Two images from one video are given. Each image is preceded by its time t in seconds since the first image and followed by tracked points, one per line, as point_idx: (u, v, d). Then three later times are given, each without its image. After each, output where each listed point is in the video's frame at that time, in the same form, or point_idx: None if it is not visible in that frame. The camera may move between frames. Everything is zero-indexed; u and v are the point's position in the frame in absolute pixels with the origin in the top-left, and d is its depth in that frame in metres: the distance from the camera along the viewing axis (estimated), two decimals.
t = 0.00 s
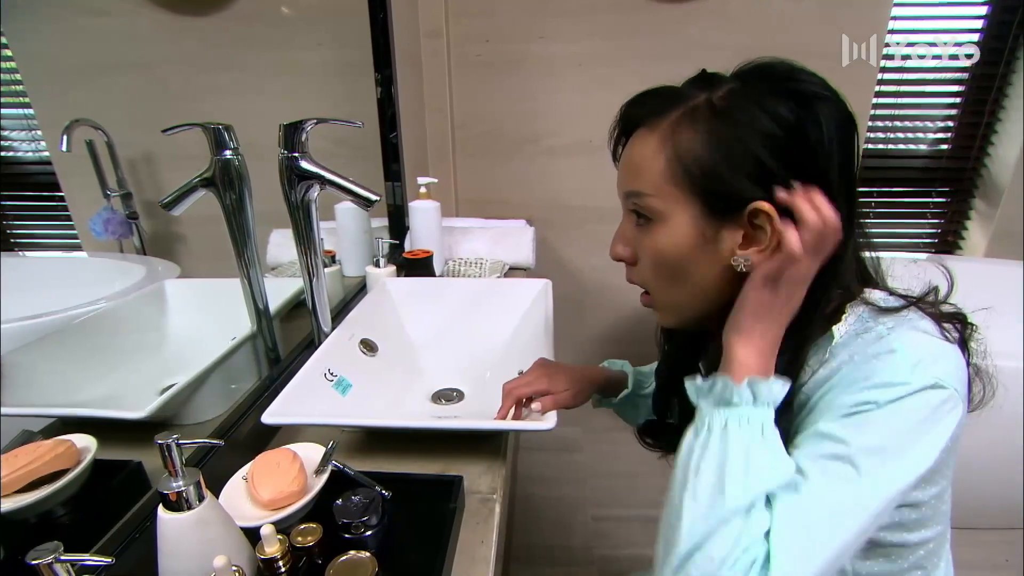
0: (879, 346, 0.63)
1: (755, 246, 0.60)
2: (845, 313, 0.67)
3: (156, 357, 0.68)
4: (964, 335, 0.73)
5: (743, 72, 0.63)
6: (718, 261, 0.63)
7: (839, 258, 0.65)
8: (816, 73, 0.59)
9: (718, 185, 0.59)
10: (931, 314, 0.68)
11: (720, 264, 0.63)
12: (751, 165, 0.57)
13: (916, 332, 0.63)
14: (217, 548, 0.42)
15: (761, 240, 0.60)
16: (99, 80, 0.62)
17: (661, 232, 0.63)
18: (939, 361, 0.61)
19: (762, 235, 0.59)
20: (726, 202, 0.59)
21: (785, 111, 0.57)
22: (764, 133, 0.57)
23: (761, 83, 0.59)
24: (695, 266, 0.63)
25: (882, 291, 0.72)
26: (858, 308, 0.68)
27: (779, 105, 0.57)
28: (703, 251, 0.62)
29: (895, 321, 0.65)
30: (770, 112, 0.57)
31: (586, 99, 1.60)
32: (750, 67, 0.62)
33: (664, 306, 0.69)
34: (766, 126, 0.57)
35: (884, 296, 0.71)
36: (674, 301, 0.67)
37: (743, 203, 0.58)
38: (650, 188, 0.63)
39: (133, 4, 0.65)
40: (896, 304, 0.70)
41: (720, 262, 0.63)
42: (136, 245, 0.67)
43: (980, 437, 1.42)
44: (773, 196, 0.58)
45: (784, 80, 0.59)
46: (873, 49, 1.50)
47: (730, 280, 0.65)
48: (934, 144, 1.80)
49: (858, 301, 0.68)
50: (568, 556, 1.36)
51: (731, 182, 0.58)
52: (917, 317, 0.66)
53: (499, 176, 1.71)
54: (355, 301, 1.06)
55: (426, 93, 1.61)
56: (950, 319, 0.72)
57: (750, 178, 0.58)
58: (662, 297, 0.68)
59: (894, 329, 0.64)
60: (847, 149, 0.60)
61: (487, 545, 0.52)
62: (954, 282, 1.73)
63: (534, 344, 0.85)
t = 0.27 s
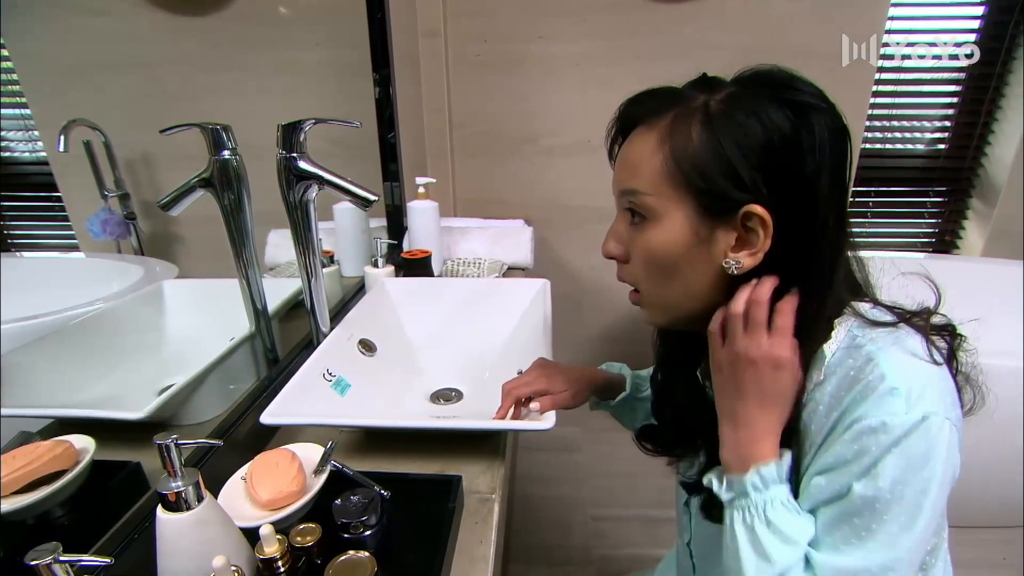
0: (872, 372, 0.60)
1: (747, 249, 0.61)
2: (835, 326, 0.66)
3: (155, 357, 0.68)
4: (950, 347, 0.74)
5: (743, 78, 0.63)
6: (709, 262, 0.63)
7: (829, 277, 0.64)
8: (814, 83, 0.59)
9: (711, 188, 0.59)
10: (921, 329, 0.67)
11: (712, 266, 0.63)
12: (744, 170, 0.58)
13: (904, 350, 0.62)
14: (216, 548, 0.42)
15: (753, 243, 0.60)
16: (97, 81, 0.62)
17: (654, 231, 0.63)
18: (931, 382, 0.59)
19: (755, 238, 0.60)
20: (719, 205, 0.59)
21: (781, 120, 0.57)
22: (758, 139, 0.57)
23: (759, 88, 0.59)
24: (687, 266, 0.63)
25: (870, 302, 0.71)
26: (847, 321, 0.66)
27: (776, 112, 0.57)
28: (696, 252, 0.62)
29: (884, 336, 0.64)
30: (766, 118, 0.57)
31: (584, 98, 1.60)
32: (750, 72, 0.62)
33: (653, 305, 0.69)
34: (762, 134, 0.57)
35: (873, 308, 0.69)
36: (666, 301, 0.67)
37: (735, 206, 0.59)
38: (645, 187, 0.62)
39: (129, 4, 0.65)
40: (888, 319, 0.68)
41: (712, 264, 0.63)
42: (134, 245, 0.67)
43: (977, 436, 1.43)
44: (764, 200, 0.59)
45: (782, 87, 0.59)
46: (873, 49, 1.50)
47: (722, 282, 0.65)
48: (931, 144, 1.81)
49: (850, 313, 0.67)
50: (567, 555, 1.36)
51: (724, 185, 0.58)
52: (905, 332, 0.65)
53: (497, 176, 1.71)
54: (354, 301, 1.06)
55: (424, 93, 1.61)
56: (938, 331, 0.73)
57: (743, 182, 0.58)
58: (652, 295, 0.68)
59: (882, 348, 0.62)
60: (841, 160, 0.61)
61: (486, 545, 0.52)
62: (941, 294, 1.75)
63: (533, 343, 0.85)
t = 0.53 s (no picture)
0: (858, 382, 0.60)
1: (741, 251, 0.61)
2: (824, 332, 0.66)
3: (154, 358, 0.68)
4: (940, 355, 0.74)
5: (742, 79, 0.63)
6: (705, 263, 0.63)
7: (828, 281, 0.63)
8: (811, 87, 0.59)
9: (706, 190, 0.59)
10: (909, 335, 0.67)
11: (707, 266, 0.63)
12: (739, 174, 0.58)
13: (890, 356, 0.62)
14: (215, 548, 0.42)
15: (749, 245, 0.60)
16: (95, 81, 0.61)
17: (649, 232, 0.63)
18: (915, 386, 0.59)
19: (750, 240, 0.60)
20: (715, 207, 0.59)
21: (778, 121, 0.57)
22: (755, 142, 0.57)
23: (757, 90, 0.59)
24: (682, 267, 0.64)
25: (859, 305, 0.71)
26: (835, 326, 0.67)
27: (773, 115, 0.57)
28: (691, 252, 0.62)
29: (871, 342, 0.64)
30: (764, 120, 0.57)
31: (582, 98, 1.60)
32: (749, 74, 0.62)
33: (646, 304, 0.69)
34: (758, 136, 0.57)
35: (859, 312, 0.71)
36: (661, 300, 0.67)
37: (731, 208, 0.59)
38: (641, 187, 0.63)
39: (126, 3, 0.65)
40: (878, 325, 0.69)
41: (707, 265, 0.63)
42: (132, 245, 0.67)
43: (975, 435, 1.43)
44: (759, 203, 0.59)
45: (779, 90, 0.59)
46: (872, 49, 1.50)
47: (716, 281, 0.65)
48: (929, 144, 1.81)
49: (839, 317, 0.67)
50: (566, 555, 1.36)
51: (719, 188, 0.58)
52: (891, 339, 0.65)
53: (495, 176, 1.71)
54: (352, 301, 1.06)
55: (422, 93, 1.61)
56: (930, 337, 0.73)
57: (738, 185, 0.58)
58: (647, 295, 0.68)
59: (868, 356, 0.62)
60: (837, 163, 0.61)
61: (485, 544, 0.52)
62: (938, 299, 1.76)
63: (531, 343, 0.85)
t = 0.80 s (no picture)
0: (852, 379, 0.60)
1: (737, 250, 0.61)
2: (819, 326, 0.65)
3: (152, 359, 0.68)
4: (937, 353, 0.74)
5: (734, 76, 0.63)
6: (700, 263, 0.63)
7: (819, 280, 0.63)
8: (803, 84, 0.58)
9: (700, 191, 0.59)
10: (903, 334, 0.67)
11: (703, 266, 0.63)
12: (733, 174, 0.58)
13: (884, 354, 0.62)
14: (214, 547, 0.42)
15: (745, 244, 0.60)
16: (93, 81, 0.61)
17: (645, 233, 0.63)
18: (911, 384, 0.59)
19: (746, 240, 0.60)
20: (710, 207, 0.59)
21: (769, 119, 0.57)
22: (747, 141, 0.57)
23: (749, 88, 0.59)
24: (678, 267, 0.64)
25: (850, 304, 0.69)
26: (830, 322, 0.66)
27: (765, 112, 0.57)
28: (687, 252, 0.62)
29: (866, 339, 0.63)
30: (756, 118, 0.57)
31: (581, 98, 1.60)
32: (740, 71, 0.62)
33: (643, 303, 0.69)
34: (750, 135, 0.57)
35: (854, 310, 0.68)
36: (658, 300, 0.67)
37: (726, 207, 0.59)
38: (635, 188, 0.63)
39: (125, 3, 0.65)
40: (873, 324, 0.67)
41: (703, 264, 0.63)
42: (131, 245, 0.67)
43: (974, 434, 1.43)
44: (754, 202, 0.59)
45: (770, 87, 0.58)
46: (872, 49, 1.50)
47: (712, 281, 0.65)
48: (929, 143, 1.81)
49: (832, 315, 0.66)
50: (565, 555, 1.36)
51: (713, 188, 0.58)
52: (884, 337, 0.65)
53: (495, 176, 1.71)
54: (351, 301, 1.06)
55: (421, 93, 1.61)
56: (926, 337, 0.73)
57: (731, 185, 0.58)
58: (644, 295, 0.68)
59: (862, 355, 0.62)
60: (829, 161, 0.60)
61: (485, 543, 0.52)
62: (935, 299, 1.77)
63: (530, 343, 0.85)
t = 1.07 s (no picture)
0: (848, 368, 0.60)
1: (736, 240, 0.61)
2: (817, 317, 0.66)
3: (149, 356, 0.68)
4: (936, 349, 0.74)
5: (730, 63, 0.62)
6: (698, 253, 0.63)
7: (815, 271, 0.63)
8: (799, 70, 0.58)
9: (698, 179, 0.59)
10: (901, 324, 0.66)
11: (702, 256, 0.63)
12: (730, 162, 0.58)
13: (881, 344, 0.62)
14: (211, 546, 0.42)
15: (743, 233, 0.60)
16: (89, 79, 0.61)
17: (643, 224, 0.63)
18: (908, 374, 0.59)
19: (744, 228, 0.60)
20: (708, 196, 0.59)
21: (765, 106, 0.57)
22: (744, 129, 0.57)
23: (745, 75, 0.59)
24: (676, 257, 0.64)
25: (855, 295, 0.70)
26: (827, 313, 0.66)
27: (761, 99, 0.57)
28: (685, 242, 0.63)
29: (862, 329, 0.63)
30: (753, 106, 0.57)
31: (579, 96, 1.60)
32: (736, 58, 0.62)
33: (641, 294, 0.69)
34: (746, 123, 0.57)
35: (852, 301, 0.68)
36: (656, 290, 0.68)
37: (723, 197, 0.59)
38: (633, 179, 0.63)
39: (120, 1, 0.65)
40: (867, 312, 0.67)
41: (701, 254, 0.63)
42: (128, 244, 0.67)
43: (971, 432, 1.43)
44: (752, 191, 0.59)
45: (766, 74, 0.58)
46: (872, 49, 1.50)
47: (710, 270, 0.65)
48: (926, 141, 1.81)
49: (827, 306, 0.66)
50: (563, 553, 1.36)
51: (710, 177, 0.58)
52: (882, 327, 0.64)
53: (492, 174, 1.71)
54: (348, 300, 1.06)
55: (419, 92, 1.61)
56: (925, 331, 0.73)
57: (728, 174, 0.58)
58: (642, 285, 0.68)
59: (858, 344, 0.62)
60: (824, 150, 0.61)
61: (481, 541, 0.52)
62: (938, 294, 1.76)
63: (527, 341, 0.85)
